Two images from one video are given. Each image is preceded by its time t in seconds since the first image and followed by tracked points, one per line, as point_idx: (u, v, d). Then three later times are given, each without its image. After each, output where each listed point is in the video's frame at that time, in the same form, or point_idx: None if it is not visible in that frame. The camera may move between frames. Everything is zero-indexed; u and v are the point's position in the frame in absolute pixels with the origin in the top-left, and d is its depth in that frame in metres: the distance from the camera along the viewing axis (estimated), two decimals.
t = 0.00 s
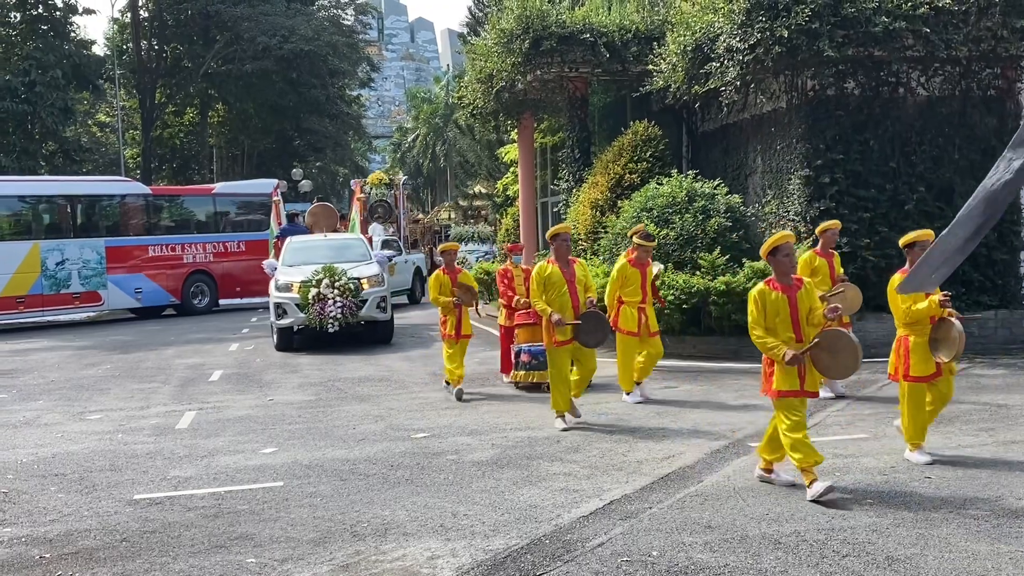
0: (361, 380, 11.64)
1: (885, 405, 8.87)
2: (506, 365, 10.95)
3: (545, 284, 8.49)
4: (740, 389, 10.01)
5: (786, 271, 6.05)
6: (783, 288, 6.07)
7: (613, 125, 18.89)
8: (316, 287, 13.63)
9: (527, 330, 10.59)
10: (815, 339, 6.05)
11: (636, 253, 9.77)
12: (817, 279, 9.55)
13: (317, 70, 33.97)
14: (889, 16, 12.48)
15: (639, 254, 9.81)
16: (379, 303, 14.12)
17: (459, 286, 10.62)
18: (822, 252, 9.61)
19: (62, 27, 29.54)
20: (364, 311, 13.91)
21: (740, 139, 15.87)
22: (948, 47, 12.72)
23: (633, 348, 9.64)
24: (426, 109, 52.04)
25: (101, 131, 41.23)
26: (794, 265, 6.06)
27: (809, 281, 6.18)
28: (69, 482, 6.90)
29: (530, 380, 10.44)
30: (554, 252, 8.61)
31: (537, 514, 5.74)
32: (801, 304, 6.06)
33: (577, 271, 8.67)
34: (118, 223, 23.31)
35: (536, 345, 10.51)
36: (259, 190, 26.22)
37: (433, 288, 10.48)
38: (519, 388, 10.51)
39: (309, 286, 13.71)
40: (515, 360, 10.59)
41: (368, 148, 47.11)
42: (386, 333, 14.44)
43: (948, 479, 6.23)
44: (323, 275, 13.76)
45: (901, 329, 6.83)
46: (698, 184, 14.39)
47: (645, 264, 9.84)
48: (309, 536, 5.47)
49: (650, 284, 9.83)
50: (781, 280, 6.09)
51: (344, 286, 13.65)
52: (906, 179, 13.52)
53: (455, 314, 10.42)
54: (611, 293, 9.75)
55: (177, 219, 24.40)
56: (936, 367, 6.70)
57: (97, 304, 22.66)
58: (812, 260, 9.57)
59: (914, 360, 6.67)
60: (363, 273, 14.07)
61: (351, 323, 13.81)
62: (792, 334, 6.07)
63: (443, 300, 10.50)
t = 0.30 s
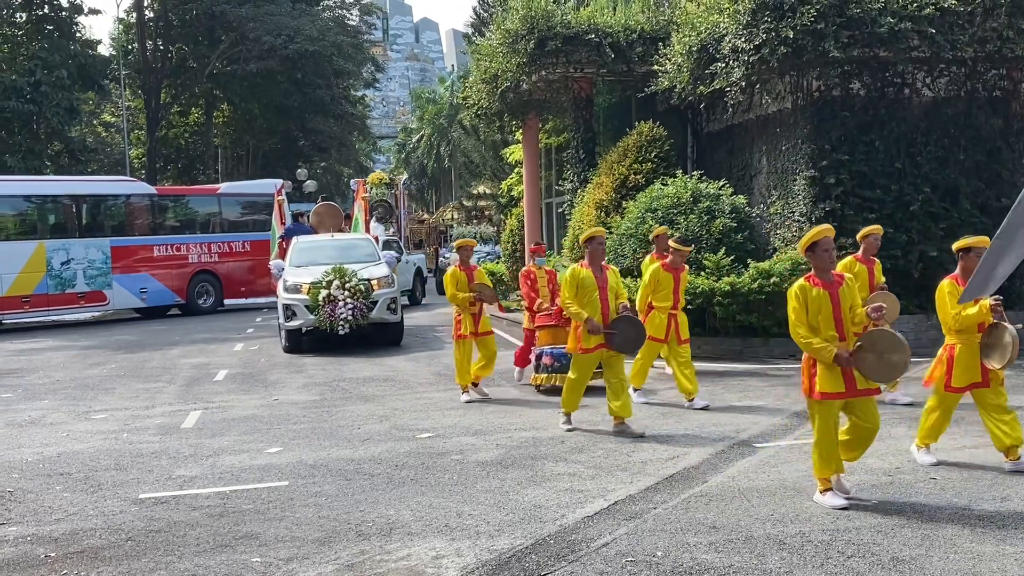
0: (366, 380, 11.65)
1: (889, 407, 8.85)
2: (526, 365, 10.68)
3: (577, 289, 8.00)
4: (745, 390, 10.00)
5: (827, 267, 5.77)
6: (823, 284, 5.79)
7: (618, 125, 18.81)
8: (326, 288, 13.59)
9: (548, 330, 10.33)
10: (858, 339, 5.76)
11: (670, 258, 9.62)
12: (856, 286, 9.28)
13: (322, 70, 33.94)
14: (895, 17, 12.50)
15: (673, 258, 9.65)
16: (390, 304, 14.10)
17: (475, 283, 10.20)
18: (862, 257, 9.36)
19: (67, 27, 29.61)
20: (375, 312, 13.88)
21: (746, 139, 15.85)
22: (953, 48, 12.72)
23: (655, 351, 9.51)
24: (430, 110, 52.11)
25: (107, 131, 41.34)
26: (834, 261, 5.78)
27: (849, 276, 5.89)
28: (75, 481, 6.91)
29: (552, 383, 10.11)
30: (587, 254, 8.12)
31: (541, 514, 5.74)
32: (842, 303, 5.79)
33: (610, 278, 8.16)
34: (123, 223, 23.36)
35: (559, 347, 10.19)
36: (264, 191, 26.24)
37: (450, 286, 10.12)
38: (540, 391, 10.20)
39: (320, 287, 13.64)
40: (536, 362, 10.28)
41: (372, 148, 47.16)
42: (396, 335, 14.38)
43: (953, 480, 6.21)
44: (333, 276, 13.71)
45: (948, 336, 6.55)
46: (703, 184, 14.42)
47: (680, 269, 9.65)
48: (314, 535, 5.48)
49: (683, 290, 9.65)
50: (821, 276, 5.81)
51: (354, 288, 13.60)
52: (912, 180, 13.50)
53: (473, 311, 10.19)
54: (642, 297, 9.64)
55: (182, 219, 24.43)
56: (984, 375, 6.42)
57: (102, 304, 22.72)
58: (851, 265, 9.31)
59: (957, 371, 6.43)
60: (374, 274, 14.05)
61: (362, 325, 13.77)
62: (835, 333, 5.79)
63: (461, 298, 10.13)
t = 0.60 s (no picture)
0: (370, 379, 11.66)
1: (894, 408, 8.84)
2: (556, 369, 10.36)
3: (606, 286, 7.84)
4: (751, 390, 9.99)
5: (883, 273, 5.45)
6: (877, 291, 5.50)
7: (622, 126, 18.77)
8: (336, 288, 13.57)
9: (575, 331, 10.09)
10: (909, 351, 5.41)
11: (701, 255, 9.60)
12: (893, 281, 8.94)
13: (326, 70, 33.94)
14: (900, 17, 12.53)
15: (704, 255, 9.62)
16: (400, 305, 14.06)
17: (498, 287, 9.95)
18: (900, 252, 9.02)
19: (73, 27, 29.67)
20: (384, 313, 13.83)
21: (750, 139, 15.83)
22: (959, 48, 12.72)
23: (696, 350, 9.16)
24: (435, 110, 52.10)
25: (112, 131, 41.39)
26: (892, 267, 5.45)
27: (908, 285, 5.56)
28: (79, 481, 6.91)
29: (581, 386, 9.86)
30: (620, 250, 7.93)
31: (546, 514, 5.74)
32: (896, 311, 5.46)
33: (644, 273, 7.93)
34: (128, 223, 23.40)
35: (588, 348, 9.97)
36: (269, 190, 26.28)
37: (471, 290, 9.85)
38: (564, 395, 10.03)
39: (330, 288, 13.58)
40: (563, 364, 10.02)
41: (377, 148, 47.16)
42: (404, 337, 14.34)
43: (958, 480, 6.22)
44: (343, 276, 13.68)
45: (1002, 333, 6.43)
46: (707, 184, 14.43)
47: (711, 264, 9.61)
48: (318, 535, 5.49)
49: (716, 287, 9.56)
50: (875, 282, 5.51)
51: (364, 288, 13.57)
52: (917, 180, 13.51)
53: (493, 317, 9.88)
54: (675, 295, 9.66)
55: (187, 219, 24.46)
56: None
57: (107, 304, 22.77)
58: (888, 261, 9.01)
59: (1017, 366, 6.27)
60: (383, 274, 14.04)
61: (372, 326, 13.75)
62: (884, 343, 5.47)
63: (482, 302, 9.86)
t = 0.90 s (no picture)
0: (374, 379, 11.67)
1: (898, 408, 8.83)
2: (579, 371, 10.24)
3: (635, 293, 7.57)
4: (756, 391, 9.99)
5: (935, 268, 5.30)
6: (933, 287, 5.30)
7: (626, 126, 18.80)
8: (344, 288, 13.57)
9: (603, 334, 9.89)
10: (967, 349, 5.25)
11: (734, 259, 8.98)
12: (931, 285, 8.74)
13: (330, 70, 33.95)
14: (905, 17, 12.51)
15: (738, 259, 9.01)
16: (408, 305, 14.02)
17: (525, 285, 9.74)
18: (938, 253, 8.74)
19: (77, 27, 29.73)
20: (393, 314, 13.81)
21: (754, 140, 15.82)
22: (963, 48, 12.72)
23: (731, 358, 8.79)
24: (439, 109, 52.10)
25: (116, 130, 41.47)
26: (944, 262, 5.29)
27: (966, 281, 5.36)
28: (84, 480, 6.93)
29: (610, 390, 9.75)
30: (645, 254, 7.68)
31: (550, 514, 5.74)
32: (952, 308, 5.27)
33: (672, 276, 7.71)
34: (133, 223, 23.44)
35: (617, 350, 9.80)
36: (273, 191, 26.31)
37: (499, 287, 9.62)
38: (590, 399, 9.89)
39: (339, 288, 13.59)
40: (591, 367, 9.88)
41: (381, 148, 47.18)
42: (412, 339, 14.21)
43: (962, 480, 6.22)
44: (351, 277, 13.70)
45: None
46: (712, 184, 14.41)
47: (742, 269, 9.03)
48: (322, 535, 5.49)
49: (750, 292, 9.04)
50: (931, 278, 5.33)
51: (373, 289, 13.61)
52: (921, 181, 13.49)
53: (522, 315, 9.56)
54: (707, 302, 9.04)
55: (191, 219, 24.49)
56: None
57: (111, 303, 22.82)
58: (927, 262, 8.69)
59: None
60: (391, 275, 14.06)
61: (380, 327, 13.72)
62: (942, 341, 5.30)
63: (509, 301, 9.61)
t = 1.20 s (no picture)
0: (378, 379, 11.67)
1: (902, 407, 8.81)
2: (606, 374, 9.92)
3: (671, 292, 7.24)
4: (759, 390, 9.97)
5: (992, 275, 4.94)
6: (991, 297, 4.94)
7: (630, 125, 18.77)
8: (352, 289, 13.51)
9: (629, 336, 9.65)
10: None
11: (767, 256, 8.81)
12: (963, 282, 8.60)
13: (334, 70, 33.97)
14: (909, 16, 12.50)
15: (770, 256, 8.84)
16: (416, 306, 14.00)
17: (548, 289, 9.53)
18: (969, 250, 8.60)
19: (82, 27, 29.79)
20: (400, 315, 13.78)
21: (758, 139, 15.80)
22: (968, 47, 12.70)
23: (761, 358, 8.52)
24: (443, 109, 52.15)
25: (120, 130, 41.57)
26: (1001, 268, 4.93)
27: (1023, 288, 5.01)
28: (88, 480, 6.95)
29: (636, 393, 9.44)
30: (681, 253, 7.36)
31: (553, 514, 5.74)
32: (1013, 316, 4.93)
33: (707, 277, 7.40)
34: (137, 223, 23.48)
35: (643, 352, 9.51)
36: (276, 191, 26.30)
37: (520, 293, 9.40)
38: (619, 402, 9.60)
39: (346, 289, 13.54)
40: (617, 370, 9.62)
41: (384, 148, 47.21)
42: (419, 340, 14.16)
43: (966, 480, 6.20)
44: (359, 277, 13.62)
45: None
46: (715, 184, 14.39)
47: (778, 266, 8.83)
48: (327, 534, 5.50)
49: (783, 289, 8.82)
50: (987, 288, 4.97)
51: (381, 289, 13.54)
52: (925, 181, 13.46)
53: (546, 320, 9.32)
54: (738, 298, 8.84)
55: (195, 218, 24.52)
56: None
57: (116, 303, 22.86)
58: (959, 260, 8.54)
59: None
60: (399, 275, 14.02)
61: (388, 328, 13.69)
62: (1005, 352, 4.94)
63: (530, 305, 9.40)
